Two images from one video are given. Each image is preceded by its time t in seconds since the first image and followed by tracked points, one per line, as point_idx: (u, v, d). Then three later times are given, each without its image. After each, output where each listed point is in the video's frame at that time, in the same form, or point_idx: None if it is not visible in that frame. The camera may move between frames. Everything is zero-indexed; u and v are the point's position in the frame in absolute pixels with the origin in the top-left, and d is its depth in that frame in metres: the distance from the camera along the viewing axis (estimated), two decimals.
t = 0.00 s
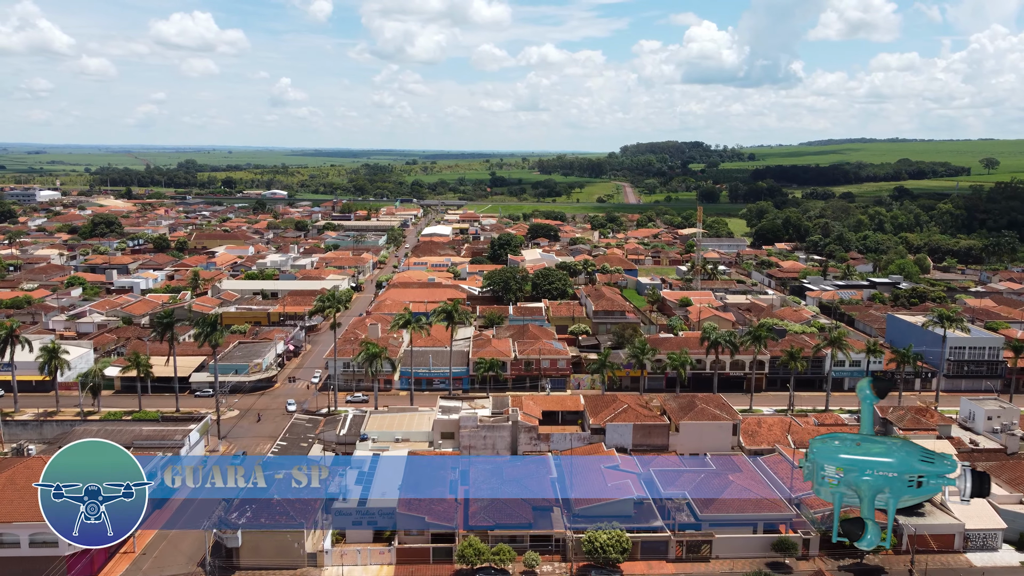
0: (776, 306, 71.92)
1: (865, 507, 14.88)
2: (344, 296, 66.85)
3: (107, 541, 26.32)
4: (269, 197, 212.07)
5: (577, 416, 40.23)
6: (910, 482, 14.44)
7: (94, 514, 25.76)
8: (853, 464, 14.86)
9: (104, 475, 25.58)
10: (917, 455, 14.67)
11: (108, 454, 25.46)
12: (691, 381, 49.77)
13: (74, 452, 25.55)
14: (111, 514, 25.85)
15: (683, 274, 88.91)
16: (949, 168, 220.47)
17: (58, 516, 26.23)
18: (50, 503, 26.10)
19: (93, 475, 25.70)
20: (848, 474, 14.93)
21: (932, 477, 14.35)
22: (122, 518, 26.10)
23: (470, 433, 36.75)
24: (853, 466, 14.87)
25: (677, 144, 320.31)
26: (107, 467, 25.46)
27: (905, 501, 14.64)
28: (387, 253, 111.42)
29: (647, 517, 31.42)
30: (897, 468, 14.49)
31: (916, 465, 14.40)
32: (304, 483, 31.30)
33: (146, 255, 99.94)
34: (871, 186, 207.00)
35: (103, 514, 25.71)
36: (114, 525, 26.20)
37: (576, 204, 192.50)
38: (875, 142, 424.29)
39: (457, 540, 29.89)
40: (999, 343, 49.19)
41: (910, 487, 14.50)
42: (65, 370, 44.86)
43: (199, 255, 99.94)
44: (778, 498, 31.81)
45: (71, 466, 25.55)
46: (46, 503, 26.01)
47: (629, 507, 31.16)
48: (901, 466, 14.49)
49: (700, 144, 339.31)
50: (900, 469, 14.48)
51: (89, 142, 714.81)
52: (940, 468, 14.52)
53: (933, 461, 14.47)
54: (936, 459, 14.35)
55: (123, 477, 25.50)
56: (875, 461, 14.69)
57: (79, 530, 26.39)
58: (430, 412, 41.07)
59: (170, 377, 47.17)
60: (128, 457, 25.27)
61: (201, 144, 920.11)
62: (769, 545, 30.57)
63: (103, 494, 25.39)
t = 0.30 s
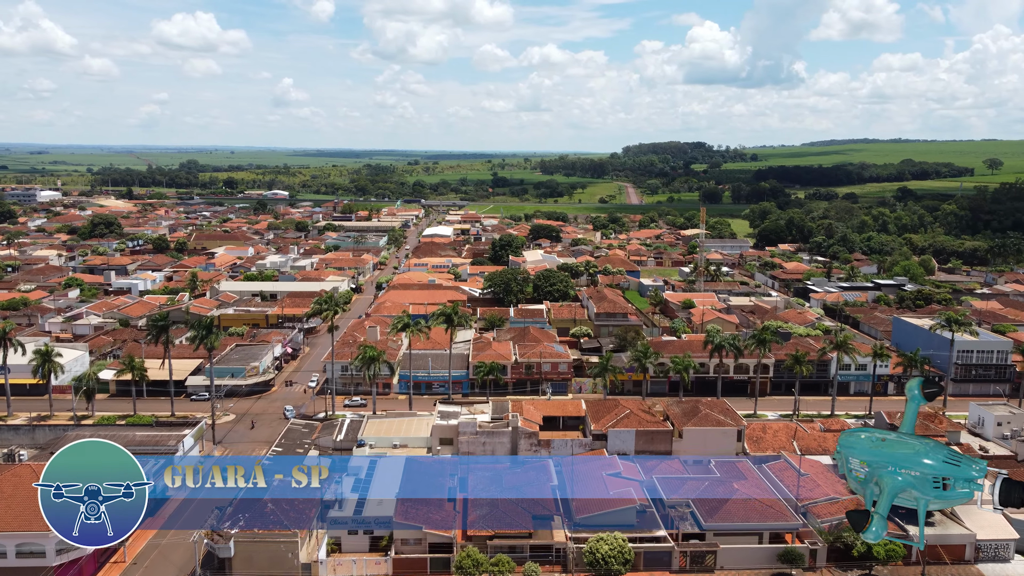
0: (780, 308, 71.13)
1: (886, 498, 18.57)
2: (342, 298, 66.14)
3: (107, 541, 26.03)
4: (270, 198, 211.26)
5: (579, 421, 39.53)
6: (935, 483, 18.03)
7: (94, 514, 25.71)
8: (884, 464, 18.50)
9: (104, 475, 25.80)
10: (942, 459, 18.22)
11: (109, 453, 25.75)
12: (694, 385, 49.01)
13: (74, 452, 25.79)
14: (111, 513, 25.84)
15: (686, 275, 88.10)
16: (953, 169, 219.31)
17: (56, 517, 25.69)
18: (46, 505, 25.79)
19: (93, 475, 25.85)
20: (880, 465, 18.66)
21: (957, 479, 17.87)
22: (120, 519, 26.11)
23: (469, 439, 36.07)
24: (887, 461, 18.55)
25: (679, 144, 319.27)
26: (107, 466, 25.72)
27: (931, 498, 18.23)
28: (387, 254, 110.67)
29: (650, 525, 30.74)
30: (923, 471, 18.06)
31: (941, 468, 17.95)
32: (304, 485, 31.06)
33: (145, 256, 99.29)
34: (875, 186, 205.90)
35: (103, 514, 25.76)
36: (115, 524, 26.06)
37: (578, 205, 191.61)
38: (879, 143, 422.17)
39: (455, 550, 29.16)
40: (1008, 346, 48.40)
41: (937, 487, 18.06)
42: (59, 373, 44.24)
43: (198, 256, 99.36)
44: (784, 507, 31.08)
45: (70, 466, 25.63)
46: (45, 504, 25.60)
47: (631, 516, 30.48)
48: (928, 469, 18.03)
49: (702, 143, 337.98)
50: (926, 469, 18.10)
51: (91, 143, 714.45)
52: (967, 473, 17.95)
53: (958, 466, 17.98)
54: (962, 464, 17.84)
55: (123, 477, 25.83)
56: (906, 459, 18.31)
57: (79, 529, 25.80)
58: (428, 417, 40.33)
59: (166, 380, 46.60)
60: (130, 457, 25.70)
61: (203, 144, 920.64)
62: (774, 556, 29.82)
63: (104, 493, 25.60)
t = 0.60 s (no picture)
0: (784, 310, 70.30)
1: (893, 492, 18.45)
2: (342, 300, 65.51)
3: (107, 541, 25.72)
4: (272, 198, 210.60)
5: (581, 427, 38.92)
6: (943, 483, 17.92)
7: (94, 514, 25.47)
8: (899, 457, 18.34)
9: (104, 475, 25.90)
10: (952, 457, 18.14)
11: (108, 453, 25.90)
12: (698, 389, 48.26)
13: (74, 452, 25.86)
14: (111, 513, 25.72)
15: (689, 276, 87.29)
16: (957, 169, 218.06)
17: (57, 517, 25.62)
18: (45, 505, 25.70)
19: (93, 475, 25.86)
20: (891, 456, 18.54)
21: (964, 478, 17.81)
22: (122, 519, 25.95)
23: (468, 445, 35.42)
24: (898, 452, 18.41)
25: (682, 145, 318.36)
26: (106, 466, 25.86)
27: (937, 498, 18.09)
28: (388, 255, 110.02)
29: (653, 536, 29.88)
30: (935, 467, 17.96)
31: (949, 466, 17.86)
32: (302, 485, 31.67)
33: (145, 257, 98.74)
34: (879, 187, 204.77)
35: (103, 514, 25.56)
36: (115, 525, 25.87)
37: (581, 205, 190.74)
38: (883, 142, 420.30)
39: (452, 560, 28.41)
40: (1017, 350, 47.60)
41: (946, 487, 17.93)
42: (53, 376, 43.60)
43: (198, 256, 98.72)
44: (791, 517, 30.26)
45: (71, 465, 25.73)
46: (45, 503, 25.56)
47: (634, 524, 29.77)
48: (941, 468, 17.92)
49: (705, 144, 336.94)
50: (935, 465, 18.01)
51: (95, 143, 716.66)
52: (974, 475, 17.90)
53: (966, 466, 17.92)
54: (971, 464, 17.77)
55: (124, 477, 25.97)
56: (919, 453, 18.18)
57: (79, 530, 25.44)
58: (427, 422, 39.69)
59: (162, 384, 45.98)
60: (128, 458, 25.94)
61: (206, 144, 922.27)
62: (782, 567, 28.83)
63: (104, 493, 25.64)
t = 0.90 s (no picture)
0: (789, 312, 69.55)
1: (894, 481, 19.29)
2: (342, 301, 64.95)
3: (108, 541, 24.29)
4: (274, 198, 210.18)
5: (583, 432, 38.49)
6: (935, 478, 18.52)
7: (94, 514, 23.92)
8: (899, 448, 19.15)
9: (104, 474, 23.91)
10: (949, 453, 18.48)
11: (108, 452, 23.91)
12: (702, 392, 47.54)
13: (73, 450, 23.80)
14: (112, 513, 24.04)
15: (692, 277, 86.55)
16: (961, 169, 217.04)
17: (56, 516, 24.11)
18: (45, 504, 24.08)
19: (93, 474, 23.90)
20: (896, 446, 19.37)
21: (952, 474, 18.21)
22: (123, 518, 24.25)
23: (468, 451, 35.01)
24: (901, 443, 19.17)
25: (684, 145, 317.53)
26: (107, 465, 23.92)
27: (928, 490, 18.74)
28: (389, 255, 109.41)
29: (656, 545, 29.10)
30: (926, 462, 18.56)
31: (939, 461, 18.33)
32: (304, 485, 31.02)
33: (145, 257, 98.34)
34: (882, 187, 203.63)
35: (103, 515, 23.90)
36: (115, 524, 24.29)
37: (583, 206, 189.92)
38: (888, 142, 418.00)
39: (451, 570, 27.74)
40: None
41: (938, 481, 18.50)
42: (48, 379, 42.91)
43: (199, 257, 98.10)
44: (799, 527, 29.52)
45: (69, 463, 23.71)
46: (45, 504, 23.93)
47: (638, 535, 29.03)
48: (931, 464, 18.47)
49: (708, 145, 336.04)
50: (925, 456, 18.62)
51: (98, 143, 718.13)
52: (964, 471, 18.17)
53: (955, 459, 18.30)
54: (958, 457, 18.18)
55: (125, 477, 23.92)
56: (915, 446, 18.85)
57: (79, 529, 24.12)
58: (426, 426, 39.06)
59: (158, 387, 45.33)
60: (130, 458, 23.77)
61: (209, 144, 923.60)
62: None
63: (104, 494, 23.72)
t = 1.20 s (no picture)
0: (794, 314, 68.70)
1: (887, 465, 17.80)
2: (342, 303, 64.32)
3: (107, 542, 24.11)
4: (276, 198, 209.67)
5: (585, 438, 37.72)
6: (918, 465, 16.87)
7: (94, 514, 23.68)
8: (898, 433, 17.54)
9: (104, 474, 23.83)
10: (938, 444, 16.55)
11: (108, 451, 23.72)
12: (706, 397, 46.81)
13: (73, 450, 23.74)
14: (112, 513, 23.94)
15: (696, 279, 85.74)
16: (966, 169, 215.59)
17: (56, 518, 24.04)
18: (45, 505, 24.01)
19: (93, 473, 23.80)
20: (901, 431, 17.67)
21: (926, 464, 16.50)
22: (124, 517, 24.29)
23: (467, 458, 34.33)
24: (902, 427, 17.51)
25: (687, 145, 316.37)
26: (107, 464, 23.75)
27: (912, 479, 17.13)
28: (391, 256, 108.75)
29: (660, 555, 28.23)
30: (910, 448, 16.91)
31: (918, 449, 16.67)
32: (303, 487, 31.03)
33: (144, 257, 97.78)
34: (886, 187, 202.50)
35: (103, 515, 23.74)
36: (115, 525, 24.26)
37: (586, 206, 189.04)
38: (891, 142, 416.63)
39: None
40: None
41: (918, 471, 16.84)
42: (42, 382, 42.41)
43: (199, 257, 97.56)
44: (806, 536, 28.78)
45: (68, 463, 23.59)
46: (45, 504, 23.90)
47: (640, 544, 28.18)
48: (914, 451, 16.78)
49: (711, 145, 334.82)
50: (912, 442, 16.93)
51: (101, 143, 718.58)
52: (938, 462, 16.40)
53: (936, 451, 16.49)
54: (935, 448, 16.43)
55: (125, 477, 23.79)
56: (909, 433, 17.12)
57: (79, 530, 23.91)
58: (425, 432, 38.37)
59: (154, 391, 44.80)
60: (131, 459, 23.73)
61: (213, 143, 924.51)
62: None
63: (104, 494, 23.56)
